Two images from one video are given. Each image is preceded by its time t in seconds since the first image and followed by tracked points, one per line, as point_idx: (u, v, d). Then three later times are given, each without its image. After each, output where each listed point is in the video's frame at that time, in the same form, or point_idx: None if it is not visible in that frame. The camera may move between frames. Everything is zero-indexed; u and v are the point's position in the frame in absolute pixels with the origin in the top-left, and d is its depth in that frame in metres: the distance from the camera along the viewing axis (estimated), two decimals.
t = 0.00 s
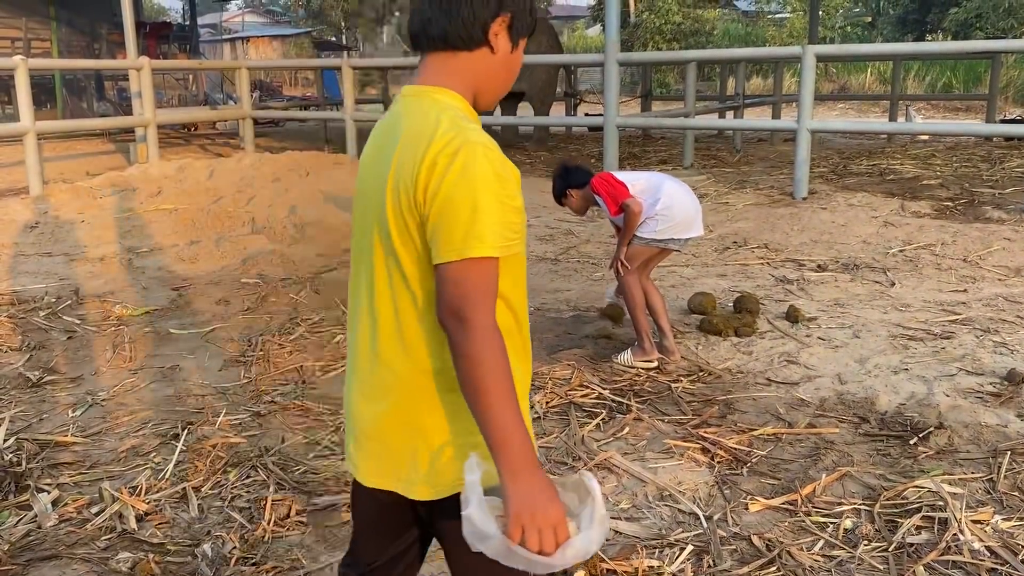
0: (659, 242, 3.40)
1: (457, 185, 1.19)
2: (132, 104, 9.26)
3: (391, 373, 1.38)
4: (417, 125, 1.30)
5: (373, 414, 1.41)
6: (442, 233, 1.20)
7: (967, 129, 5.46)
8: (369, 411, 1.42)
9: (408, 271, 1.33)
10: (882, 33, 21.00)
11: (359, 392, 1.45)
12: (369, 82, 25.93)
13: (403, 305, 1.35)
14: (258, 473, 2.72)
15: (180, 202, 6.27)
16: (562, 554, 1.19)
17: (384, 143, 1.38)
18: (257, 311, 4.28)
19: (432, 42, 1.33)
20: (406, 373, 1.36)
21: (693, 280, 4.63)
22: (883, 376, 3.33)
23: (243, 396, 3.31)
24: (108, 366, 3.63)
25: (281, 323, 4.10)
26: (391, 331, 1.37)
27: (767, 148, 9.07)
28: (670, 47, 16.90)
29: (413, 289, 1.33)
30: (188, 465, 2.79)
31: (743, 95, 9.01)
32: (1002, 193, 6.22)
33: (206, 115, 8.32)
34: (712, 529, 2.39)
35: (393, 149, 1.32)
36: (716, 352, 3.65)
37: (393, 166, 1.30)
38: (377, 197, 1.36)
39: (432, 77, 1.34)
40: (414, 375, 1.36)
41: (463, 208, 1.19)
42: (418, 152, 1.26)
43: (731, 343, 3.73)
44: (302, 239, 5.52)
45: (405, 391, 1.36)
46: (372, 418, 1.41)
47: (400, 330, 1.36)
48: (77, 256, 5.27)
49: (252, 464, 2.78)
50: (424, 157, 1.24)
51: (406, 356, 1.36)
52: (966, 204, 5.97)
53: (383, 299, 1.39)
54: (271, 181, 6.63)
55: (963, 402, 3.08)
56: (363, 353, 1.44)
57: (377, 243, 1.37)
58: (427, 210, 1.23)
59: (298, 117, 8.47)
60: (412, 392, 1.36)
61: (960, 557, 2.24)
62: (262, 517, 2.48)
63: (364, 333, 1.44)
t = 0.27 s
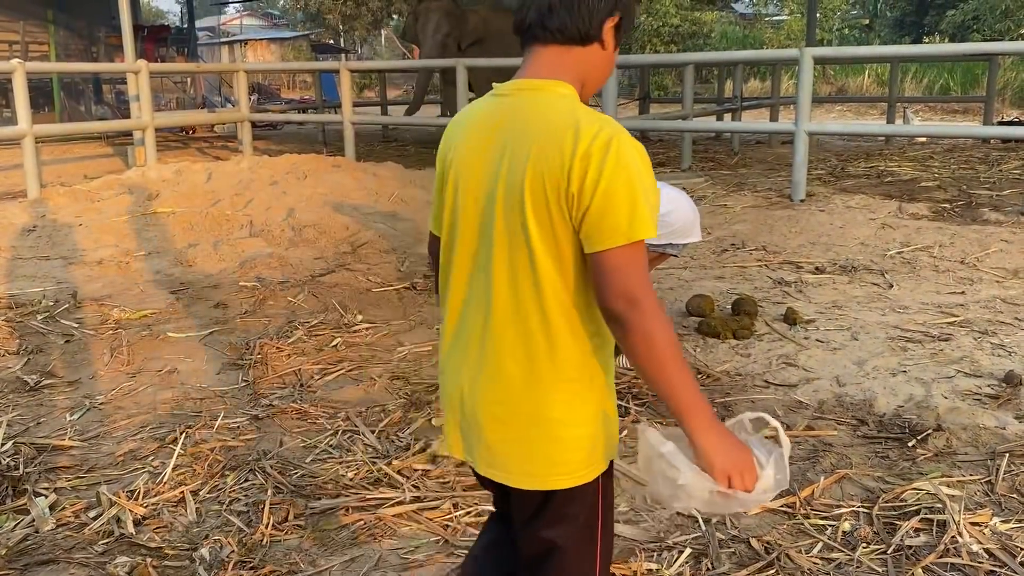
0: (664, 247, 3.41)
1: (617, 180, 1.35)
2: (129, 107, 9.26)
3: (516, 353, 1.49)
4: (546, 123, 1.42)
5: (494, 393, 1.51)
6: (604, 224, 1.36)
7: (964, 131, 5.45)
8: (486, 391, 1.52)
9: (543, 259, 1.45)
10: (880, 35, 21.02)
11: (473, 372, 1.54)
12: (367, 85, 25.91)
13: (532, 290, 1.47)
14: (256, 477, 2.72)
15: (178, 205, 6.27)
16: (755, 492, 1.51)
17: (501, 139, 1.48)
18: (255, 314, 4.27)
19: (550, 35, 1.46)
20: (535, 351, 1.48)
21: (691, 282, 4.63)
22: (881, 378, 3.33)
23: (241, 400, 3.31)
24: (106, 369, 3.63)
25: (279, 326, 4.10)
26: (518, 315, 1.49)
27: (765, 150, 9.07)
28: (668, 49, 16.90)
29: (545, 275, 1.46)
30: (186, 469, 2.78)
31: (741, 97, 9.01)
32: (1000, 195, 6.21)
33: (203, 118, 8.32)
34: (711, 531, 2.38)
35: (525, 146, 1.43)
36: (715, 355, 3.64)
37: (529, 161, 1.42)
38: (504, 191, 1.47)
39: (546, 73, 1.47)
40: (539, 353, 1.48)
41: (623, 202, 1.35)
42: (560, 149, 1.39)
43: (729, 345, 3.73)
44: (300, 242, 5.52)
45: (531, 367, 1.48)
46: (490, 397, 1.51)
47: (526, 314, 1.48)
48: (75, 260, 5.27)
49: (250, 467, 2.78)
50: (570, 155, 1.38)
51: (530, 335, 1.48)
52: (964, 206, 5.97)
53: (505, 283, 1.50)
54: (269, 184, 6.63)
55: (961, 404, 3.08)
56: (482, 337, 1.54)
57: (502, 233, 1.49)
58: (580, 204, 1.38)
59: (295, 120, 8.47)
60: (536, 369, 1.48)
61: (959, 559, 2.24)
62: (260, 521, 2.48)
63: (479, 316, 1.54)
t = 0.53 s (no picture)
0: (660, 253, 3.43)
1: (699, 179, 1.42)
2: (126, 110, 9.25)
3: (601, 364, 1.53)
4: (617, 136, 1.46)
5: (582, 407, 1.54)
6: (691, 224, 1.44)
7: (959, 133, 5.46)
8: (572, 404, 1.55)
9: (625, 266, 1.50)
10: (875, 37, 21.09)
11: (557, 389, 1.57)
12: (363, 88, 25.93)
13: (613, 300, 1.52)
14: (252, 480, 2.71)
15: (174, 208, 6.26)
16: (825, 438, 1.66)
17: (572, 159, 1.51)
18: (251, 317, 4.27)
19: (600, 56, 1.50)
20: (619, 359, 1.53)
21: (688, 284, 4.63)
22: (877, 380, 3.33)
23: (237, 403, 3.30)
24: (101, 373, 3.62)
25: (275, 329, 4.10)
26: (601, 326, 1.53)
27: (761, 152, 9.09)
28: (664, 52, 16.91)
29: (625, 282, 1.51)
30: (181, 472, 2.78)
31: (737, 99, 9.02)
32: (995, 197, 6.22)
33: (200, 121, 8.31)
34: (708, 534, 2.38)
35: (599, 162, 1.47)
36: (711, 357, 3.65)
37: (608, 176, 1.47)
38: (582, 207, 1.50)
39: (601, 88, 1.51)
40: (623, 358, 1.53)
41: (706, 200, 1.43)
42: (637, 159, 1.44)
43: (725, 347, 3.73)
44: (297, 246, 5.52)
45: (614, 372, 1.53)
46: (578, 411, 1.55)
47: (609, 324, 1.52)
48: (71, 263, 5.26)
49: (246, 471, 2.77)
50: (649, 163, 1.43)
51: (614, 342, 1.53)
52: (959, 208, 5.98)
53: (583, 297, 1.54)
54: (265, 186, 6.63)
55: (958, 405, 3.08)
56: (562, 352, 1.57)
57: (578, 248, 1.52)
58: (667, 210, 1.44)
59: (291, 123, 8.47)
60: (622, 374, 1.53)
61: (955, 560, 2.24)
62: (256, 525, 2.47)
63: (558, 334, 1.57)
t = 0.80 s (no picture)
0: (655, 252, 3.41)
1: (730, 169, 1.54)
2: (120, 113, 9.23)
3: (643, 343, 1.67)
4: (656, 132, 1.60)
5: (629, 381, 1.69)
6: (722, 210, 1.55)
7: (952, 134, 5.47)
8: (620, 378, 1.70)
9: (662, 251, 1.63)
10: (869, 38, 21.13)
11: (606, 366, 1.72)
12: (358, 91, 25.89)
13: (655, 284, 1.65)
14: (246, 484, 2.71)
15: (169, 212, 6.25)
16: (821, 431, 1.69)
17: (616, 154, 1.65)
18: (246, 321, 4.26)
19: (641, 57, 1.64)
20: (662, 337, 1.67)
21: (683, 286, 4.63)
22: (872, 381, 3.33)
23: (232, 406, 3.30)
24: (95, 376, 3.61)
25: (270, 332, 4.09)
26: (644, 307, 1.66)
27: (755, 155, 9.10)
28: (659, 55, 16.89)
29: (666, 267, 1.64)
30: (176, 476, 2.77)
31: (731, 101, 9.03)
32: (989, 198, 6.24)
33: (194, 124, 8.30)
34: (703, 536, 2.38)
35: (640, 155, 1.61)
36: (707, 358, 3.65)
37: (648, 169, 1.60)
38: (624, 197, 1.64)
39: (643, 88, 1.65)
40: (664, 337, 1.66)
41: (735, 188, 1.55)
42: (675, 152, 1.58)
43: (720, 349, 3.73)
44: (292, 249, 5.51)
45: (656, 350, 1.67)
46: (625, 385, 1.69)
47: (652, 307, 1.66)
48: (65, 266, 5.25)
49: (240, 474, 2.77)
50: (685, 156, 1.56)
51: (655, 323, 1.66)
52: (953, 209, 6.00)
53: (628, 280, 1.68)
54: (260, 189, 6.62)
55: (952, 406, 3.08)
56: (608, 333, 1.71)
57: (621, 235, 1.67)
58: (699, 199, 1.56)
59: (286, 125, 8.45)
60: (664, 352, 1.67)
61: (950, 562, 2.25)
62: (251, 528, 2.47)
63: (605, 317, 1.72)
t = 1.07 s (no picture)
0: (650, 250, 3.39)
1: (770, 178, 1.62)
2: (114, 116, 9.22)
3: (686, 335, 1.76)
4: (705, 138, 1.69)
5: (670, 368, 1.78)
6: (757, 216, 1.62)
7: (945, 136, 5.48)
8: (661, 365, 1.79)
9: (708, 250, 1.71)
10: (863, 40, 21.20)
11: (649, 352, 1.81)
12: (352, 94, 25.88)
13: (700, 280, 1.74)
14: (241, 488, 2.71)
15: (163, 215, 6.24)
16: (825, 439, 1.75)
17: (668, 156, 1.74)
18: (241, 324, 4.25)
19: (699, 69, 1.74)
20: (705, 331, 1.76)
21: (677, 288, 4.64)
22: (866, 383, 3.34)
23: (226, 410, 3.30)
24: (90, 380, 3.60)
25: (264, 335, 4.08)
26: (688, 302, 1.76)
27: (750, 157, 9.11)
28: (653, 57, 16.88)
29: (709, 265, 1.73)
30: (170, 480, 2.77)
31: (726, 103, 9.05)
32: (982, 199, 6.26)
33: (188, 127, 8.28)
34: (698, 538, 2.39)
35: (691, 157, 1.70)
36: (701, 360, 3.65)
37: (696, 171, 1.68)
38: (673, 196, 1.73)
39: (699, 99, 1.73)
40: (706, 330, 1.75)
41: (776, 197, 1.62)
42: (720, 158, 1.66)
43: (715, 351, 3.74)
44: (287, 251, 5.51)
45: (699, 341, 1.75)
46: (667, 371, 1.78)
47: (697, 302, 1.75)
48: (59, 270, 5.24)
49: (235, 478, 2.76)
50: (728, 163, 1.64)
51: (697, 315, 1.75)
52: (947, 210, 6.02)
53: (674, 273, 1.77)
54: (254, 192, 6.61)
55: (945, 407, 3.09)
56: (653, 322, 1.81)
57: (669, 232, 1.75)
58: (739, 202, 1.63)
59: (280, 128, 8.45)
60: (704, 345, 1.75)
61: (943, 562, 2.25)
62: (246, 532, 2.47)
63: (653, 309, 1.80)
